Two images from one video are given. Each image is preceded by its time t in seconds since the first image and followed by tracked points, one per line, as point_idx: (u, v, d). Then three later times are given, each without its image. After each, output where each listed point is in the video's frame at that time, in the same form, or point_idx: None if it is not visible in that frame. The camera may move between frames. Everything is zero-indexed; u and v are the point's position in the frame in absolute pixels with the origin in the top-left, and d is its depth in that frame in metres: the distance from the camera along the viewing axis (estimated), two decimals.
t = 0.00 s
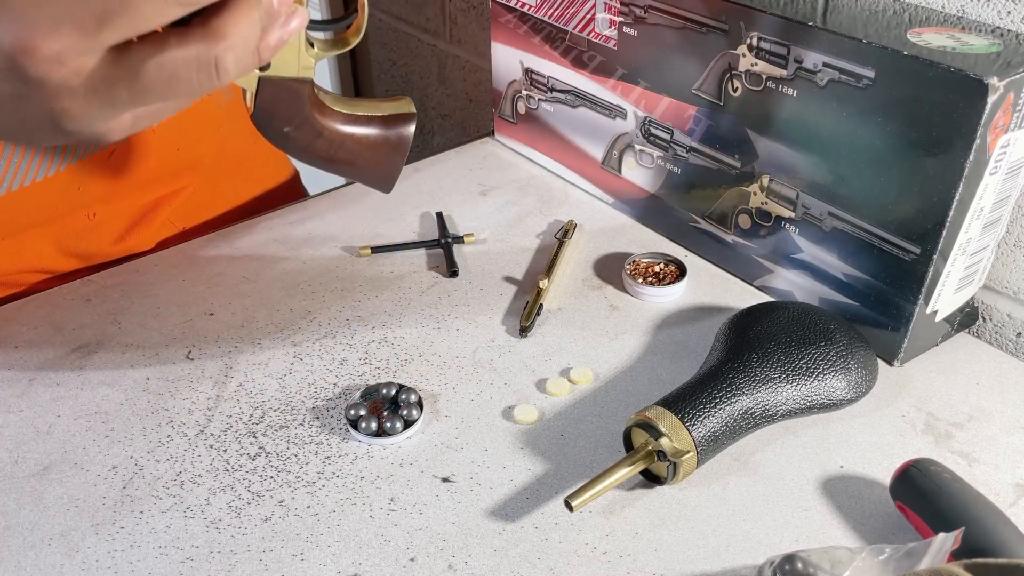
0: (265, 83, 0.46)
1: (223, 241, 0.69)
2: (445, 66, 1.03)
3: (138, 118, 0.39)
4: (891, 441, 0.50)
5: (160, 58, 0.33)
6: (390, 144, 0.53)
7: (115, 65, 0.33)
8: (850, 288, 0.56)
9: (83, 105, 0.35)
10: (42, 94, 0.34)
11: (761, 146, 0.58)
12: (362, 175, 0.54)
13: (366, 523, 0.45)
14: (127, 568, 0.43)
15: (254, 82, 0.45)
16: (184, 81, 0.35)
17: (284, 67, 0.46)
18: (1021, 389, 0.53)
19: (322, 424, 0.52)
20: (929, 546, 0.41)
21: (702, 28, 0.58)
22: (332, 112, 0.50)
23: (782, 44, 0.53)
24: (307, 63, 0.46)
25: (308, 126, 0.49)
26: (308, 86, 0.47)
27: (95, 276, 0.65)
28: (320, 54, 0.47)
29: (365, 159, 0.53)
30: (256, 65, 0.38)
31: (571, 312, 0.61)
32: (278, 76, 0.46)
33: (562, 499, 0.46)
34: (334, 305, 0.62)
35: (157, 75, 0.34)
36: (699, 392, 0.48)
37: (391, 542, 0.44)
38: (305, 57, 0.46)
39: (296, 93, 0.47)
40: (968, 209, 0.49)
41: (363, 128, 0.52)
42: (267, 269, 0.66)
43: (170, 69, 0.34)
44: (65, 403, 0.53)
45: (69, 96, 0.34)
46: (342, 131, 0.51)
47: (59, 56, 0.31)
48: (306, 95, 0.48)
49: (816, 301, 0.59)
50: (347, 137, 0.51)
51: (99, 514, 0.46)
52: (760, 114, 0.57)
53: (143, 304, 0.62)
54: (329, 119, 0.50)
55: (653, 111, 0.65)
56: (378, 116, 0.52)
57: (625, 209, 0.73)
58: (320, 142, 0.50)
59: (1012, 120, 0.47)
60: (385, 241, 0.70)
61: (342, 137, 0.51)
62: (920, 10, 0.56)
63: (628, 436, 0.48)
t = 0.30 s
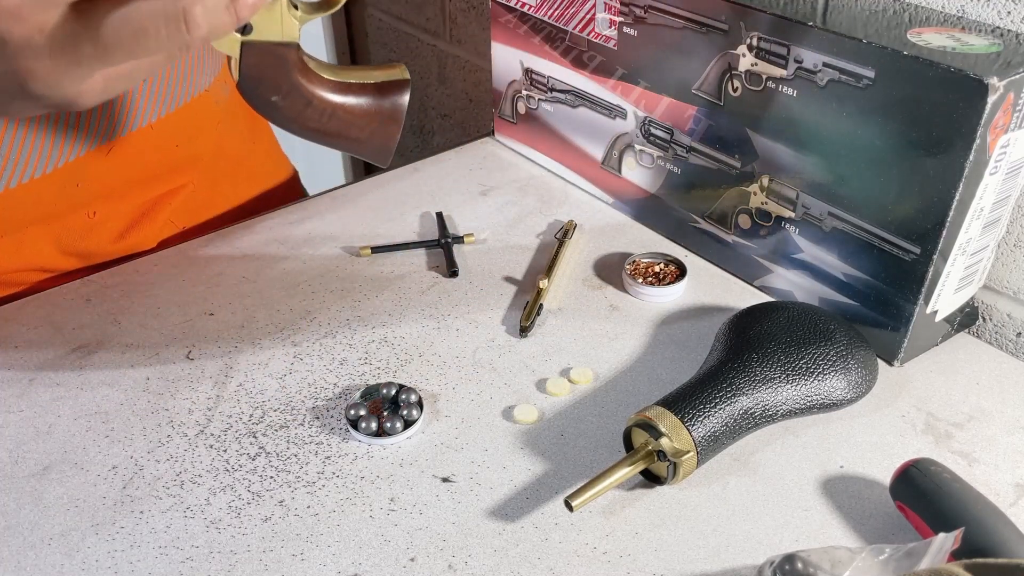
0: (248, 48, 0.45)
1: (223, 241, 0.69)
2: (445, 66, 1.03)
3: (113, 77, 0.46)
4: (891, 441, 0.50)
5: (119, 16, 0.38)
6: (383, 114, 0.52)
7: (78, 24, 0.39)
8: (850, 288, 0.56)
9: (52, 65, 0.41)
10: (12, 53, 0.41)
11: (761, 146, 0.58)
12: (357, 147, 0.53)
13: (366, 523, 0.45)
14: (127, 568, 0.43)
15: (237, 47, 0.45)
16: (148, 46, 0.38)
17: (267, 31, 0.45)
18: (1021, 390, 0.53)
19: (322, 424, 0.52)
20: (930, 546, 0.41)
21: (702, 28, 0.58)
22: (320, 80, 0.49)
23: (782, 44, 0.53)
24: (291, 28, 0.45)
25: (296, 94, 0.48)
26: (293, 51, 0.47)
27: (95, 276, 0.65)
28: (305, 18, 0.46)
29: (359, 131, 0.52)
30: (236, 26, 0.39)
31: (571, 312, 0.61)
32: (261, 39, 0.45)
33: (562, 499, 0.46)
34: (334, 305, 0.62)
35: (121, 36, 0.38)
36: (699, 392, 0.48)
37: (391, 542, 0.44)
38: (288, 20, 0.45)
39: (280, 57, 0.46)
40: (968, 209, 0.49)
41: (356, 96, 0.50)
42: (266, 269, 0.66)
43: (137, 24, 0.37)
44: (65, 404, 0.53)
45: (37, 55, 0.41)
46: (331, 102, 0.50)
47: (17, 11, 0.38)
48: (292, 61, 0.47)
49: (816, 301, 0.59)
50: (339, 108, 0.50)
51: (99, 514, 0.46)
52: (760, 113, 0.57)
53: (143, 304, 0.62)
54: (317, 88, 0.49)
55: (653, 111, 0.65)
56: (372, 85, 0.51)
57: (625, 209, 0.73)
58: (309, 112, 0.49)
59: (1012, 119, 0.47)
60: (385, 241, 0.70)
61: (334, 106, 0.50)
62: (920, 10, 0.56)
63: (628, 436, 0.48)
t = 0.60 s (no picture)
0: (234, 31, 0.45)
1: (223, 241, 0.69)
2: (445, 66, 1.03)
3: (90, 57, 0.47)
4: (891, 441, 0.50)
5: None
6: (376, 105, 0.52)
7: None
8: (850, 288, 0.56)
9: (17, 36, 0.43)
10: None
11: (761, 146, 0.58)
12: (349, 138, 0.53)
13: (366, 523, 0.45)
14: (128, 568, 0.43)
15: (222, 31, 0.45)
16: (118, 17, 0.39)
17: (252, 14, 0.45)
18: (1021, 390, 0.53)
19: (322, 424, 0.52)
20: (929, 546, 0.41)
21: (702, 28, 0.58)
22: (309, 66, 0.49)
23: (782, 44, 0.53)
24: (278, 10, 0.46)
25: (284, 80, 0.48)
26: (280, 34, 0.47)
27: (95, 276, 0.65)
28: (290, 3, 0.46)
29: (350, 121, 0.52)
30: None
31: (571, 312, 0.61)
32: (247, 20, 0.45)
33: (562, 499, 0.46)
34: (333, 305, 0.62)
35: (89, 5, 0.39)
36: (699, 392, 0.48)
37: (391, 542, 0.44)
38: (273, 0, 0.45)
39: (266, 41, 0.46)
40: (968, 209, 0.49)
41: (348, 85, 0.51)
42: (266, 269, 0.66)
43: None
44: (65, 404, 0.53)
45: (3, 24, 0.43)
46: (320, 91, 0.50)
47: None
48: (280, 44, 0.47)
49: (816, 301, 0.59)
50: (329, 97, 0.50)
51: (99, 514, 0.46)
52: (760, 113, 0.57)
53: (143, 304, 0.62)
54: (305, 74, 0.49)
55: (653, 110, 0.65)
56: (365, 74, 0.51)
57: (624, 209, 0.73)
58: (300, 100, 0.49)
59: (1012, 119, 0.47)
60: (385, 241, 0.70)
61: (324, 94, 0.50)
62: (920, 9, 0.56)
63: (628, 436, 0.48)
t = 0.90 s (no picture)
0: (190, 54, 0.41)
1: (223, 241, 0.69)
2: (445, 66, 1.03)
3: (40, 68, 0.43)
4: (891, 441, 0.50)
5: None
6: (342, 135, 0.45)
7: None
8: (850, 288, 0.56)
9: None
10: None
11: (761, 146, 0.58)
12: (314, 165, 0.45)
13: (366, 523, 0.45)
14: (128, 568, 0.43)
15: (178, 54, 0.41)
16: None
17: (209, 34, 0.40)
18: (1021, 389, 0.53)
19: (322, 424, 0.52)
20: (930, 546, 0.41)
21: (702, 28, 0.58)
22: (270, 89, 0.43)
23: (782, 44, 0.53)
24: (236, 32, 0.41)
25: (243, 106, 0.43)
26: (240, 58, 0.42)
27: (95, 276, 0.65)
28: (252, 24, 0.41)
29: (310, 147, 0.44)
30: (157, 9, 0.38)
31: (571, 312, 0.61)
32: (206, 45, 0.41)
33: (562, 499, 0.46)
34: (334, 305, 0.62)
35: None
36: (699, 392, 0.48)
37: (391, 542, 0.44)
38: (231, 21, 0.40)
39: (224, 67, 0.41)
40: (968, 209, 0.49)
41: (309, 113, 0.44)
42: (267, 269, 0.66)
43: None
44: (65, 404, 0.53)
45: None
46: (275, 112, 0.43)
47: None
48: (240, 67, 0.42)
49: (816, 301, 0.59)
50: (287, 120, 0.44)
51: (99, 514, 0.46)
52: (759, 113, 0.57)
53: (143, 304, 0.62)
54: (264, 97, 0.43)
55: (653, 111, 0.65)
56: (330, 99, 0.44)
57: (624, 209, 0.73)
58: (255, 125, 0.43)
59: (1012, 119, 0.47)
60: (385, 241, 0.70)
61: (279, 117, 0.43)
62: (920, 10, 0.56)
63: (628, 436, 0.48)
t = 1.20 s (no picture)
0: None
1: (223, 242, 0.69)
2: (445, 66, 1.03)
3: None
4: (891, 441, 0.50)
5: None
6: (185, 252, 0.40)
7: None
8: (850, 288, 0.56)
9: None
10: None
11: (761, 146, 0.58)
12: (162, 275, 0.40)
13: (366, 523, 0.45)
14: (127, 568, 0.43)
15: None
16: None
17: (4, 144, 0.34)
18: (1021, 389, 0.53)
19: (322, 424, 0.52)
20: (930, 546, 0.41)
21: (702, 28, 0.58)
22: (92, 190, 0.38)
23: (782, 44, 0.53)
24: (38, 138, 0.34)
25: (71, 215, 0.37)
26: (59, 165, 0.36)
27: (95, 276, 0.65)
28: (62, 137, 0.35)
29: (155, 262, 0.39)
30: None
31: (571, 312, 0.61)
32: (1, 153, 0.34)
33: (562, 499, 0.46)
34: (334, 305, 0.62)
35: None
36: (699, 392, 0.48)
37: (391, 542, 0.44)
38: (37, 132, 0.34)
39: (44, 180, 0.36)
40: (968, 210, 0.49)
41: (147, 224, 0.39)
42: (267, 269, 0.66)
43: None
44: (65, 404, 0.53)
45: None
46: (87, 211, 0.38)
47: None
48: (59, 176, 0.37)
49: (816, 301, 0.59)
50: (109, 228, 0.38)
51: (99, 514, 0.46)
52: (760, 114, 0.57)
53: (142, 304, 0.62)
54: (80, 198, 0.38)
55: (653, 111, 0.65)
56: (173, 212, 0.40)
57: (624, 209, 0.73)
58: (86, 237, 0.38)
59: (1012, 120, 0.47)
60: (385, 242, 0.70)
61: (95, 223, 0.38)
62: (920, 10, 0.56)
63: (628, 436, 0.48)
